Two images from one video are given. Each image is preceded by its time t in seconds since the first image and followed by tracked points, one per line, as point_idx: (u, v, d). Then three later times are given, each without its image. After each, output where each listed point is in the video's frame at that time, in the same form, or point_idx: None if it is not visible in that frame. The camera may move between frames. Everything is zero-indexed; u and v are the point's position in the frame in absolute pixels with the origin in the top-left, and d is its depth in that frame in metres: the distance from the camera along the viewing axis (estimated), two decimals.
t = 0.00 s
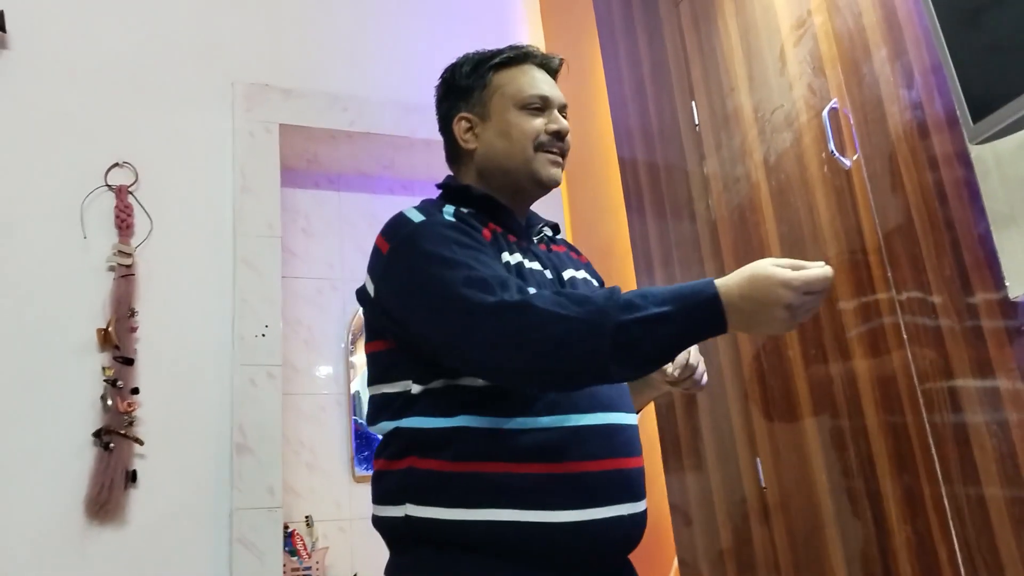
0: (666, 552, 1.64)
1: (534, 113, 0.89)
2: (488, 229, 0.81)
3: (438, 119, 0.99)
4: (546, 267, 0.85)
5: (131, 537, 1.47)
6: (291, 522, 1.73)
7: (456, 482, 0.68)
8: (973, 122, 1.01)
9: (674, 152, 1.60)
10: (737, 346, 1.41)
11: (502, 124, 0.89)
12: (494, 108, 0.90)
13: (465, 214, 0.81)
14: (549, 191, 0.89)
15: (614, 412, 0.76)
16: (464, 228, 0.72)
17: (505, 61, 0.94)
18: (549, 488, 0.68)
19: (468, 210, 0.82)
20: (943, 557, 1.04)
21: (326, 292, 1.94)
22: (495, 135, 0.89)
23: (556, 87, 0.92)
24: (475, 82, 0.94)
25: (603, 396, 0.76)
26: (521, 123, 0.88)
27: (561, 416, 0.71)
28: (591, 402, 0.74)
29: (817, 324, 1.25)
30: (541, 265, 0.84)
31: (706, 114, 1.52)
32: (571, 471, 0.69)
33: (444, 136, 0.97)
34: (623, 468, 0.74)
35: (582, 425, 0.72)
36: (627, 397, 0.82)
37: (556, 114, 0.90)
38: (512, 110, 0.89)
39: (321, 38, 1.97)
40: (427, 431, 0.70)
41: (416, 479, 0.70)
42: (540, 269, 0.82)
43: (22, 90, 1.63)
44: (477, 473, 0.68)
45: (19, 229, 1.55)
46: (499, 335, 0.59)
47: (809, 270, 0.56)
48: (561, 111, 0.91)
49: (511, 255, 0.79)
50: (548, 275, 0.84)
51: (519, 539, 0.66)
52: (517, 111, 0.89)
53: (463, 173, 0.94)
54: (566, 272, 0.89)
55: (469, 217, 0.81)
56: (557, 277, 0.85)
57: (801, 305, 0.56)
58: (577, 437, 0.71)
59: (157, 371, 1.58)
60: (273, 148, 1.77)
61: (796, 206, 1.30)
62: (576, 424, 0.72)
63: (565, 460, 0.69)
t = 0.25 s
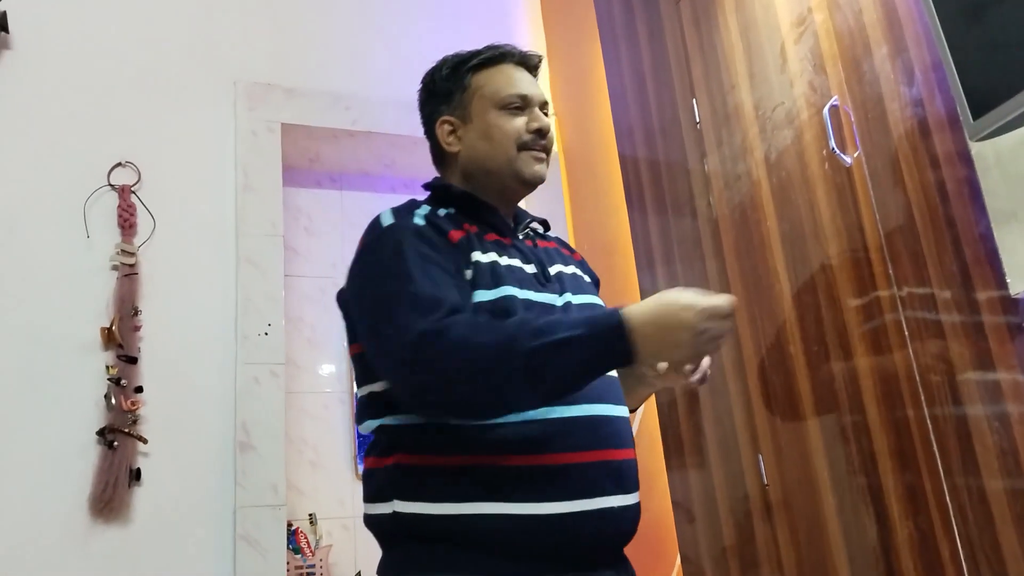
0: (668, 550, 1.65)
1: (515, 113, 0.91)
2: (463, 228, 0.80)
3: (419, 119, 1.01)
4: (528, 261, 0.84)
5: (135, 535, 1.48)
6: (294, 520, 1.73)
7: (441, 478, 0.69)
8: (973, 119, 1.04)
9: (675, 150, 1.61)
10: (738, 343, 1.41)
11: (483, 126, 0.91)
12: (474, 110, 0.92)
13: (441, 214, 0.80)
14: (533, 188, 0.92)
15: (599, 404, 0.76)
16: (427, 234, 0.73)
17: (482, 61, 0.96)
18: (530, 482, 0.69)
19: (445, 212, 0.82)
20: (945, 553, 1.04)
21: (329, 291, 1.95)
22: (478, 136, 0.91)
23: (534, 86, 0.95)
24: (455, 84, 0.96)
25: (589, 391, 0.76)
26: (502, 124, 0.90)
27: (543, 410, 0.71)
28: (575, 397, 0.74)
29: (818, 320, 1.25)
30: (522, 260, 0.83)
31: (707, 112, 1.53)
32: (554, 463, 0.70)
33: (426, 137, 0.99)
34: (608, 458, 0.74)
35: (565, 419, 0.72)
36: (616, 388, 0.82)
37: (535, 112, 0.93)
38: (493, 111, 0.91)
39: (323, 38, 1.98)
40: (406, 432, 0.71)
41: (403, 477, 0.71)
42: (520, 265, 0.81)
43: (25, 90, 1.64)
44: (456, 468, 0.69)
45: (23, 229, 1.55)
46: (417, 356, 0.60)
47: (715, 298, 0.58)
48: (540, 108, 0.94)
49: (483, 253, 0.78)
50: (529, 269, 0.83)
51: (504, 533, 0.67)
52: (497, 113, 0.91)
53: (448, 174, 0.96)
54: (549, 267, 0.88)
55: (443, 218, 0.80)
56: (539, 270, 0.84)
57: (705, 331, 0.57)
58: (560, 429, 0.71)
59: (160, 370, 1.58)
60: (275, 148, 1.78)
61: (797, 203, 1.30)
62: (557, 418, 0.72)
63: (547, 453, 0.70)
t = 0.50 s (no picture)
0: (675, 549, 1.64)
1: (504, 116, 0.95)
2: (430, 230, 0.85)
3: (407, 121, 1.05)
4: (507, 255, 0.87)
5: (144, 534, 1.49)
6: (302, 518, 1.74)
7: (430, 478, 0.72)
8: (978, 119, 1.05)
9: (681, 149, 1.61)
10: (744, 341, 1.42)
11: (473, 129, 0.95)
12: (464, 113, 0.96)
13: (410, 218, 0.86)
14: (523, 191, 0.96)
15: (579, 396, 0.80)
16: (367, 250, 0.79)
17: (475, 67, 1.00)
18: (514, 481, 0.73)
19: (419, 213, 0.88)
20: (951, 550, 1.04)
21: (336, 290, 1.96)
22: (468, 139, 0.94)
23: (523, 88, 0.98)
24: (444, 87, 1.00)
25: (567, 381, 0.80)
26: (493, 127, 0.94)
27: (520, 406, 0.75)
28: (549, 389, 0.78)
29: (823, 318, 1.25)
30: (499, 255, 0.87)
31: (713, 111, 1.53)
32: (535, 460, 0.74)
33: (415, 138, 1.03)
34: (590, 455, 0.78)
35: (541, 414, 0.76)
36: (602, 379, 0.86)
37: (526, 116, 0.96)
38: (482, 114, 0.95)
39: (329, 38, 1.99)
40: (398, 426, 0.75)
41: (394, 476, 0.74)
42: (497, 260, 0.85)
43: (33, 92, 1.65)
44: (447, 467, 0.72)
45: (33, 230, 1.57)
46: (284, 397, 0.69)
47: (560, 423, 0.60)
48: (530, 111, 0.98)
49: (450, 253, 0.82)
50: (507, 263, 0.86)
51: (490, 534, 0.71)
52: (487, 115, 0.95)
53: (436, 176, 0.99)
54: (533, 261, 0.91)
55: (408, 221, 0.86)
56: (519, 263, 0.87)
57: (538, 450, 0.60)
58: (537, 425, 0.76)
59: (169, 369, 1.59)
60: (282, 148, 1.79)
61: (802, 202, 1.30)
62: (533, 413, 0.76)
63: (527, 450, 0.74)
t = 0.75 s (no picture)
0: (678, 548, 1.64)
1: (488, 117, 1.05)
2: (403, 233, 0.95)
3: (389, 123, 1.16)
4: (481, 255, 0.96)
5: (149, 532, 1.50)
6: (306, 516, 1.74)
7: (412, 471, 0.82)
8: (978, 118, 1.05)
9: (683, 148, 1.61)
10: (746, 340, 1.42)
11: (458, 131, 1.05)
12: (448, 115, 1.07)
13: (384, 221, 0.97)
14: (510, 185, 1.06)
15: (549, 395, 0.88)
16: (336, 256, 0.90)
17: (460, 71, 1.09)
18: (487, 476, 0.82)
19: (394, 216, 0.98)
20: (952, 549, 1.04)
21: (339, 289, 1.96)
22: (454, 140, 1.05)
23: (503, 88, 1.09)
24: (427, 90, 1.10)
25: (536, 379, 0.88)
26: (477, 129, 1.04)
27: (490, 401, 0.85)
28: (515, 388, 0.86)
29: (825, 317, 1.25)
30: (474, 255, 0.96)
31: (715, 110, 1.53)
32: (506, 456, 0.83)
33: (397, 140, 1.14)
34: (560, 453, 0.86)
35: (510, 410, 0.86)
36: (578, 378, 0.94)
37: (509, 116, 1.07)
38: (467, 116, 1.05)
39: (333, 39, 1.99)
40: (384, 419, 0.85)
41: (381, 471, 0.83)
42: (470, 261, 0.94)
43: (39, 92, 1.66)
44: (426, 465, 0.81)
45: (40, 230, 1.57)
46: (260, 401, 0.79)
47: (506, 426, 0.68)
48: (512, 110, 1.08)
49: (422, 254, 0.92)
50: (481, 262, 0.95)
51: (462, 527, 0.80)
52: (471, 117, 1.05)
53: (422, 176, 1.10)
54: (510, 259, 1.00)
55: (384, 227, 0.96)
56: (493, 262, 0.96)
57: (483, 449, 0.68)
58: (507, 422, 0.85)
59: (174, 368, 1.60)
60: (286, 148, 1.79)
61: (805, 201, 1.31)
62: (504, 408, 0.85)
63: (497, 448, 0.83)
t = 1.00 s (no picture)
0: (682, 550, 1.63)
1: (440, 136, 1.06)
2: (389, 237, 0.98)
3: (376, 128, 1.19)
4: (463, 261, 1.00)
5: (153, 533, 1.49)
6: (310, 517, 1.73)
7: (401, 479, 0.83)
8: (983, 117, 1.04)
9: (688, 147, 1.60)
10: (751, 340, 1.41)
11: (412, 152, 1.07)
12: (406, 134, 1.08)
13: (370, 226, 1.00)
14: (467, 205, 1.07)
15: (531, 401, 0.91)
16: (325, 253, 0.93)
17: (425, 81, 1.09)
18: (474, 481, 0.84)
19: (378, 221, 1.02)
20: (959, 551, 1.03)
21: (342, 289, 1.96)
22: (410, 161, 1.07)
23: (459, 101, 1.07)
24: (394, 104, 1.12)
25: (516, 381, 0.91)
26: (428, 150, 1.05)
27: (472, 406, 0.87)
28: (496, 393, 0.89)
29: (831, 317, 1.24)
30: (456, 260, 1.00)
31: (720, 108, 1.52)
32: (491, 461, 0.85)
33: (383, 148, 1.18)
34: (542, 457, 0.88)
35: (494, 415, 0.88)
36: (562, 383, 0.97)
37: (464, 134, 1.06)
38: (419, 137, 1.06)
39: (335, 38, 1.99)
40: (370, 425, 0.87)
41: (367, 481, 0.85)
42: (453, 266, 0.98)
43: (42, 93, 1.66)
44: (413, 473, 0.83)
45: (43, 231, 1.57)
46: (265, 373, 0.80)
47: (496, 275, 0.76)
48: (468, 124, 1.07)
49: (407, 259, 0.96)
50: (464, 268, 0.99)
51: (446, 531, 0.81)
52: (424, 138, 1.06)
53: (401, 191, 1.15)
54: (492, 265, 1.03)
55: (369, 229, 0.99)
56: (475, 268, 1.00)
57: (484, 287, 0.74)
58: (489, 427, 0.87)
59: (177, 369, 1.60)
60: (289, 149, 1.79)
61: (810, 200, 1.30)
62: (485, 413, 0.88)
63: (481, 453, 0.85)
